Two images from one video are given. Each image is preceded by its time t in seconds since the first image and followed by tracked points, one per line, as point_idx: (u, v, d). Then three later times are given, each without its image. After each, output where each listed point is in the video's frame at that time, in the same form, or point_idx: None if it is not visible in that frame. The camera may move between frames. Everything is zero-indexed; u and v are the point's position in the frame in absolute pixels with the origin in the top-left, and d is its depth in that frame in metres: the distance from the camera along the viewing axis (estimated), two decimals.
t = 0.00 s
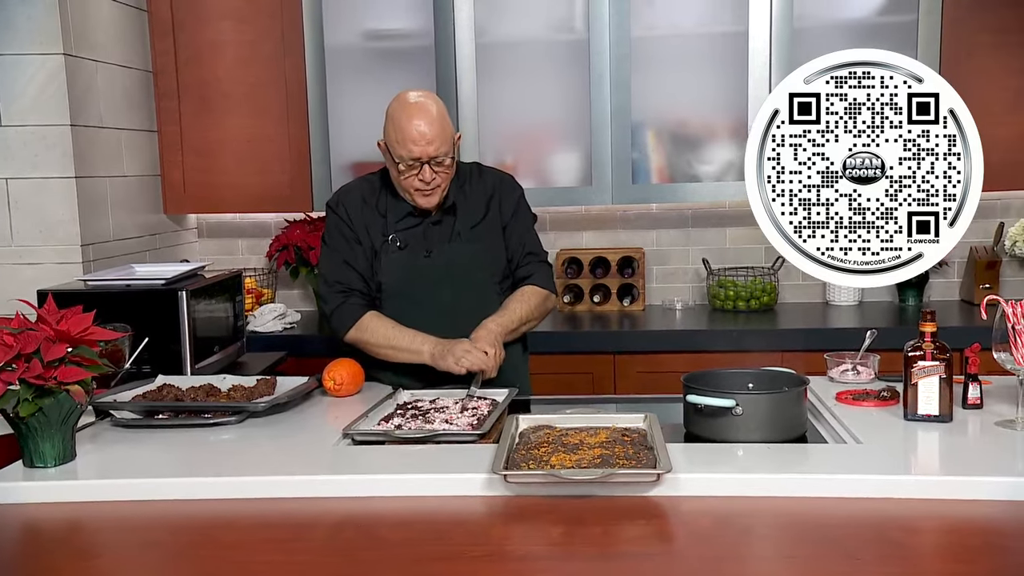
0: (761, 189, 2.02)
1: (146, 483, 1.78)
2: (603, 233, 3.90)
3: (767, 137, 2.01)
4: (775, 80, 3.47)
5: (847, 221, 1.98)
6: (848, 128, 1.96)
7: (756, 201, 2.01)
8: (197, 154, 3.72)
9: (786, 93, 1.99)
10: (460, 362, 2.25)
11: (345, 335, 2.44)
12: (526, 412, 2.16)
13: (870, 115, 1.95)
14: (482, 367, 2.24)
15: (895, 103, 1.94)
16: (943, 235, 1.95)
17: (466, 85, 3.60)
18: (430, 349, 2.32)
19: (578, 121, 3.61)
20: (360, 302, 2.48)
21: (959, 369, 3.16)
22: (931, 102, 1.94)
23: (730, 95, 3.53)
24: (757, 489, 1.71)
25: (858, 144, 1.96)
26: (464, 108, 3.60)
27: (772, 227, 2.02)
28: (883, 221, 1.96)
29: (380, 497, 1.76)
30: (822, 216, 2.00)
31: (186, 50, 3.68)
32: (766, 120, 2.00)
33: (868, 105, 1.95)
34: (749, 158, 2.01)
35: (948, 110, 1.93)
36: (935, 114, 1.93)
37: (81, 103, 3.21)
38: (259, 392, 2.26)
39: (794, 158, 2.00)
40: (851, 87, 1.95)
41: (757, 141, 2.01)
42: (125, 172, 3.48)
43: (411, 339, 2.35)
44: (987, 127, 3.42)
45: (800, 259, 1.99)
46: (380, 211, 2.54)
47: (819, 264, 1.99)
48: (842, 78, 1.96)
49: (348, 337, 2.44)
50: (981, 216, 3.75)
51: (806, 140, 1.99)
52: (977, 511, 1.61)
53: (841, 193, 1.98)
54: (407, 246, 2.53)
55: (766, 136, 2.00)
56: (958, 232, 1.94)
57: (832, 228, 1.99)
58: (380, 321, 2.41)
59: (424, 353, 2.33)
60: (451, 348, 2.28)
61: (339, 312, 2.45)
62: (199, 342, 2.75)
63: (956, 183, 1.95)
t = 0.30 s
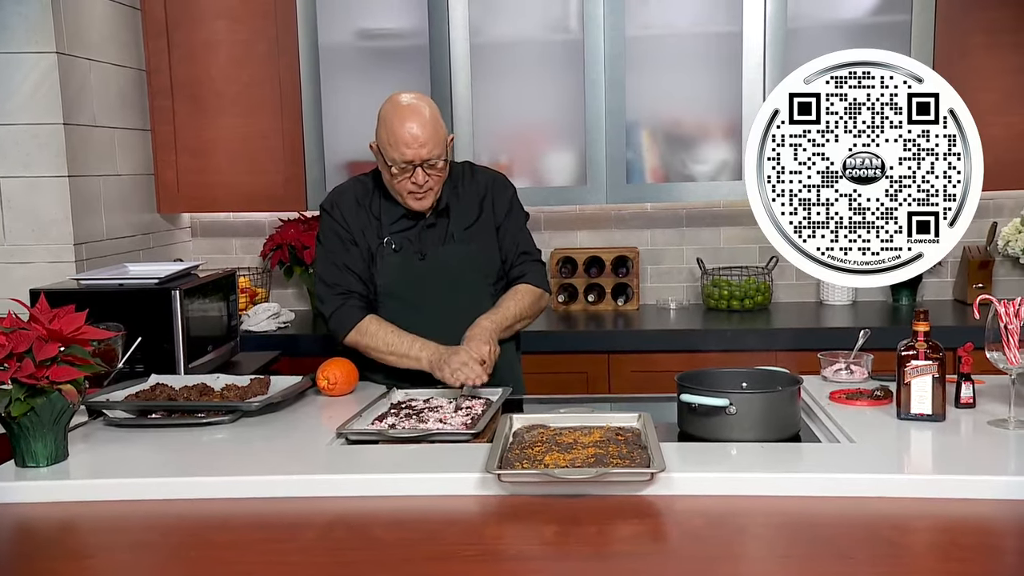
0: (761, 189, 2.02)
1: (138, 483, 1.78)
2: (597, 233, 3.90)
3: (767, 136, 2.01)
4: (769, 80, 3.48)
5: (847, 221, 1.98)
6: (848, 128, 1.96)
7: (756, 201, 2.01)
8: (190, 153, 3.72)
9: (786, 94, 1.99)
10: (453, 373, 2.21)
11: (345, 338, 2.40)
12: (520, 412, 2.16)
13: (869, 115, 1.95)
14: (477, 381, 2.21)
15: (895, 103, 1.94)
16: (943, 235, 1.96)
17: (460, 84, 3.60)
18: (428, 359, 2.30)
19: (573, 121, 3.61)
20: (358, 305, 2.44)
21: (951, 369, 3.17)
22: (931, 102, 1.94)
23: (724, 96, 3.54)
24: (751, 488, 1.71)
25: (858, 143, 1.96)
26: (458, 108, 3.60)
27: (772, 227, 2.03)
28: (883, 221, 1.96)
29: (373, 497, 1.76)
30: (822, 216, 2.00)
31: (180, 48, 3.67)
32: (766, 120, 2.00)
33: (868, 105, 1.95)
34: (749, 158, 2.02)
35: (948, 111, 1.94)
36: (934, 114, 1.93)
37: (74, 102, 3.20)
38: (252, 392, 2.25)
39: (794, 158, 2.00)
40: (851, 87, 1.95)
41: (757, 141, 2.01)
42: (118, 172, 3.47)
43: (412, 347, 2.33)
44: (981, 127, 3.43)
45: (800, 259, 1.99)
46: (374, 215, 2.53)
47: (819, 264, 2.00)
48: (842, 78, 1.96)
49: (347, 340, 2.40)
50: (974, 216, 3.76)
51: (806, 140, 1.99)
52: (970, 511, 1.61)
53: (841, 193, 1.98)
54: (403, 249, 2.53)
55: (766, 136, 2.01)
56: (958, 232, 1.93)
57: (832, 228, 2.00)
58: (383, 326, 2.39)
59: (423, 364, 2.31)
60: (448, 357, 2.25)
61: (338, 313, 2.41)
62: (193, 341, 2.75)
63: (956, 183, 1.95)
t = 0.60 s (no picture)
0: (761, 189, 2.03)
1: (134, 482, 1.78)
2: (594, 232, 3.90)
3: (767, 136, 2.01)
4: (765, 80, 3.48)
5: (847, 221, 1.99)
6: (848, 128, 1.96)
7: (756, 201, 2.02)
8: (186, 152, 3.71)
9: (786, 93, 1.99)
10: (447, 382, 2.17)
11: (347, 340, 2.40)
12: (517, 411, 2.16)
13: (869, 115, 1.95)
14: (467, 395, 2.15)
15: (895, 103, 1.94)
16: (943, 235, 1.96)
17: (458, 83, 3.59)
18: (433, 355, 2.28)
19: (569, 119, 3.61)
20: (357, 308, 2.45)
21: (947, 368, 3.17)
22: (931, 102, 1.94)
23: (720, 95, 3.54)
24: (747, 487, 1.71)
25: (858, 144, 1.96)
26: (455, 107, 3.60)
27: (772, 227, 2.03)
28: (883, 221, 1.96)
29: (370, 496, 1.76)
30: (822, 216, 2.01)
31: (176, 47, 3.66)
32: (766, 120, 2.01)
33: (868, 105, 1.95)
34: (749, 158, 2.02)
35: (948, 110, 1.94)
36: (935, 114, 1.93)
37: (70, 101, 3.20)
38: (249, 390, 2.25)
39: (794, 158, 2.01)
40: (851, 87, 1.95)
41: (757, 141, 2.01)
42: (114, 170, 3.46)
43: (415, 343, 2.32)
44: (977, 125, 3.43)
45: (800, 259, 2.00)
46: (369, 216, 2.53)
47: (819, 264, 2.00)
48: (842, 78, 1.96)
49: (353, 343, 2.40)
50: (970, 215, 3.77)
51: (806, 140, 1.99)
52: (966, 509, 1.61)
53: (841, 193, 1.99)
54: (399, 250, 2.53)
55: (766, 136, 2.01)
56: (958, 232, 1.94)
57: (832, 228, 2.00)
58: (389, 325, 2.38)
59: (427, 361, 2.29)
60: (448, 363, 2.21)
61: (339, 318, 2.42)
62: (190, 340, 2.74)
63: (956, 183, 1.95)
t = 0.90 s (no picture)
0: (761, 188, 2.02)
1: (135, 482, 1.78)
2: (595, 231, 3.90)
3: (767, 136, 2.01)
4: (766, 79, 3.48)
5: (847, 221, 1.98)
6: (848, 128, 1.96)
7: (756, 201, 2.01)
8: (188, 152, 3.71)
9: (786, 93, 1.99)
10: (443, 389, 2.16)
11: (350, 343, 2.40)
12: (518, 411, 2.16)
13: (869, 115, 1.95)
14: (464, 402, 2.15)
15: (895, 103, 1.94)
16: (943, 235, 1.96)
17: (458, 82, 3.60)
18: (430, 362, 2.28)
19: (570, 119, 3.61)
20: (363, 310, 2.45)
21: (949, 367, 3.17)
22: (931, 102, 1.94)
23: (721, 95, 3.54)
24: (747, 486, 1.71)
25: (858, 144, 1.96)
26: (456, 107, 3.60)
27: (772, 227, 2.03)
28: (883, 221, 1.96)
29: (371, 496, 1.76)
30: (822, 216, 2.00)
31: (177, 47, 3.67)
32: (766, 120, 2.00)
33: (868, 105, 1.95)
34: (749, 158, 2.02)
35: (948, 110, 1.94)
36: (935, 115, 1.93)
37: (71, 101, 3.20)
38: (250, 390, 2.26)
39: (794, 157, 2.00)
40: (851, 87, 1.95)
41: (757, 141, 2.01)
42: (116, 170, 3.47)
43: (414, 347, 2.32)
44: (979, 124, 3.43)
45: (800, 259, 1.99)
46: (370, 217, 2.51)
47: (819, 264, 2.00)
48: (842, 78, 1.96)
49: (354, 344, 2.40)
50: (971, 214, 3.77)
51: (806, 140, 1.99)
52: (967, 509, 1.61)
53: (841, 193, 1.99)
54: (402, 251, 2.52)
55: (766, 136, 2.01)
56: (958, 232, 1.94)
57: (832, 228, 2.00)
58: (389, 327, 2.38)
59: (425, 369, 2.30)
60: (447, 368, 2.21)
61: (344, 319, 2.42)
62: (191, 340, 2.75)
63: (956, 183, 1.95)
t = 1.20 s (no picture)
0: (761, 189, 2.02)
1: (137, 484, 1.78)
2: (596, 233, 3.90)
3: (767, 136, 2.01)
4: (766, 80, 3.48)
5: (847, 221, 1.98)
6: (848, 128, 1.96)
7: (756, 201, 2.01)
8: (189, 154, 3.72)
9: (786, 93, 1.99)
10: (445, 393, 2.18)
11: (352, 344, 2.40)
12: (518, 413, 2.16)
13: (869, 115, 1.95)
14: (466, 405, 2.16)
15: (895, 103, 1.94)
16: (943, 235, 1.96)
17: (458, 84, 3.60)
18: (434, 370, 2.30)
19: (571, 120, 3.61)
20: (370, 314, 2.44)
21: (950, 368, 3.17)
22: (931, 102, 1.94)
23: (721, 96, 3.54)
24: (747, 487, 1.71)
25: (858, 144, 1.97)
26: (456, 109, 3.60)
27: (772, 227, 2.03)
28: (883, 221, 1.96)
29: (371, 497, 1.76)
30: (822, 216, 2.00)
31: (178, 49, 3.67)
32: (766, 120, 2.01)
33: (868, 105, 1.95)
34: (749, 158, 2.02)
35: (948, 110, 1.94)
36: (934, 114, 1.94)
37: (72, 103, 3.20)
38: (251, 392, 2.26)
39: (794, 157, 2.01)
40: (851, 87, 1.95)
41: (757, 141, 2.01)
42: (117, 172, 3.47)
43: (420, 354, 2.34)
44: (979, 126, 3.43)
45: (801, 259, 1.99)
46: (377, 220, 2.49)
47: (819, 264, 2.00)
48: (842, 78, 1.96)
49: (357, 346, 2.41)
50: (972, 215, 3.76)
51: (806, 140, 1.99)
52: (968, 510, 1.61)
53: (841, 193, 1.99)
54: (409, 255, 2.52)
55: (766, 136, 2.01)
56: (958, 232, 1.94)
57: (832, 228, 2.00)
58: (395, 332, 2.39)
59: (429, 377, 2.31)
60: (452, 375, 2.23)
61: (348, 321, 2.41)
62: (192, 342, 2.75)
63: (956, 183, 1.95)
